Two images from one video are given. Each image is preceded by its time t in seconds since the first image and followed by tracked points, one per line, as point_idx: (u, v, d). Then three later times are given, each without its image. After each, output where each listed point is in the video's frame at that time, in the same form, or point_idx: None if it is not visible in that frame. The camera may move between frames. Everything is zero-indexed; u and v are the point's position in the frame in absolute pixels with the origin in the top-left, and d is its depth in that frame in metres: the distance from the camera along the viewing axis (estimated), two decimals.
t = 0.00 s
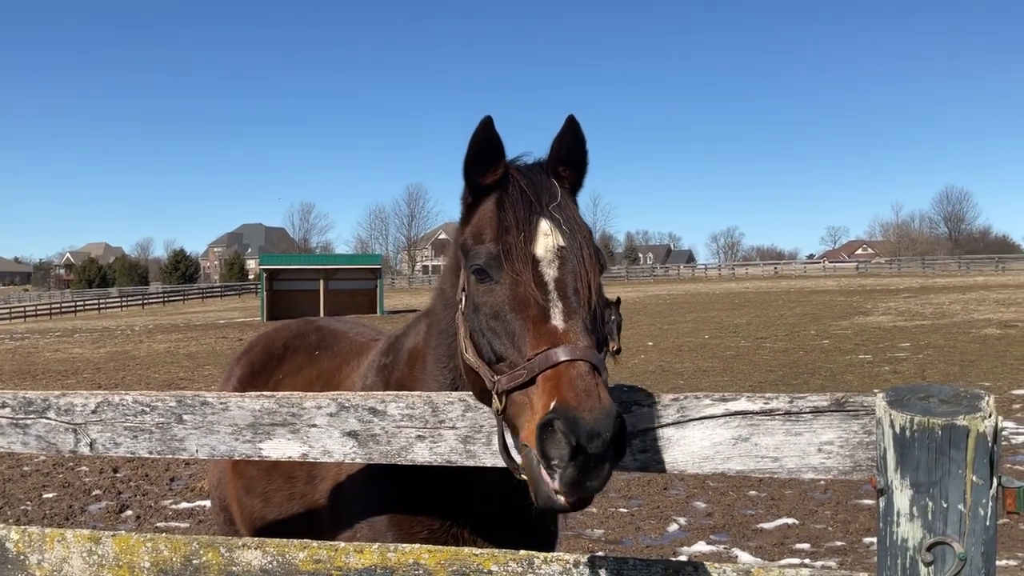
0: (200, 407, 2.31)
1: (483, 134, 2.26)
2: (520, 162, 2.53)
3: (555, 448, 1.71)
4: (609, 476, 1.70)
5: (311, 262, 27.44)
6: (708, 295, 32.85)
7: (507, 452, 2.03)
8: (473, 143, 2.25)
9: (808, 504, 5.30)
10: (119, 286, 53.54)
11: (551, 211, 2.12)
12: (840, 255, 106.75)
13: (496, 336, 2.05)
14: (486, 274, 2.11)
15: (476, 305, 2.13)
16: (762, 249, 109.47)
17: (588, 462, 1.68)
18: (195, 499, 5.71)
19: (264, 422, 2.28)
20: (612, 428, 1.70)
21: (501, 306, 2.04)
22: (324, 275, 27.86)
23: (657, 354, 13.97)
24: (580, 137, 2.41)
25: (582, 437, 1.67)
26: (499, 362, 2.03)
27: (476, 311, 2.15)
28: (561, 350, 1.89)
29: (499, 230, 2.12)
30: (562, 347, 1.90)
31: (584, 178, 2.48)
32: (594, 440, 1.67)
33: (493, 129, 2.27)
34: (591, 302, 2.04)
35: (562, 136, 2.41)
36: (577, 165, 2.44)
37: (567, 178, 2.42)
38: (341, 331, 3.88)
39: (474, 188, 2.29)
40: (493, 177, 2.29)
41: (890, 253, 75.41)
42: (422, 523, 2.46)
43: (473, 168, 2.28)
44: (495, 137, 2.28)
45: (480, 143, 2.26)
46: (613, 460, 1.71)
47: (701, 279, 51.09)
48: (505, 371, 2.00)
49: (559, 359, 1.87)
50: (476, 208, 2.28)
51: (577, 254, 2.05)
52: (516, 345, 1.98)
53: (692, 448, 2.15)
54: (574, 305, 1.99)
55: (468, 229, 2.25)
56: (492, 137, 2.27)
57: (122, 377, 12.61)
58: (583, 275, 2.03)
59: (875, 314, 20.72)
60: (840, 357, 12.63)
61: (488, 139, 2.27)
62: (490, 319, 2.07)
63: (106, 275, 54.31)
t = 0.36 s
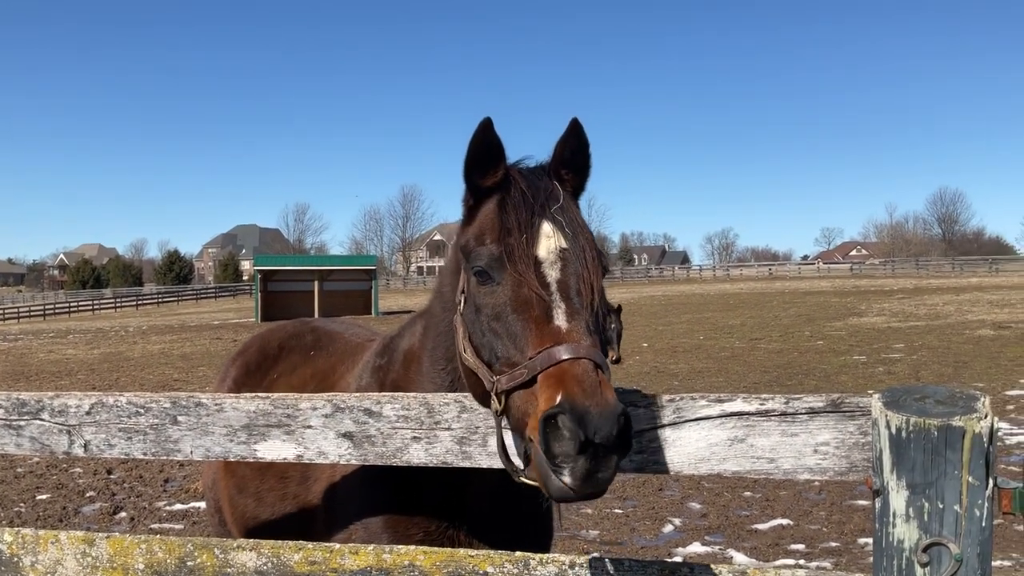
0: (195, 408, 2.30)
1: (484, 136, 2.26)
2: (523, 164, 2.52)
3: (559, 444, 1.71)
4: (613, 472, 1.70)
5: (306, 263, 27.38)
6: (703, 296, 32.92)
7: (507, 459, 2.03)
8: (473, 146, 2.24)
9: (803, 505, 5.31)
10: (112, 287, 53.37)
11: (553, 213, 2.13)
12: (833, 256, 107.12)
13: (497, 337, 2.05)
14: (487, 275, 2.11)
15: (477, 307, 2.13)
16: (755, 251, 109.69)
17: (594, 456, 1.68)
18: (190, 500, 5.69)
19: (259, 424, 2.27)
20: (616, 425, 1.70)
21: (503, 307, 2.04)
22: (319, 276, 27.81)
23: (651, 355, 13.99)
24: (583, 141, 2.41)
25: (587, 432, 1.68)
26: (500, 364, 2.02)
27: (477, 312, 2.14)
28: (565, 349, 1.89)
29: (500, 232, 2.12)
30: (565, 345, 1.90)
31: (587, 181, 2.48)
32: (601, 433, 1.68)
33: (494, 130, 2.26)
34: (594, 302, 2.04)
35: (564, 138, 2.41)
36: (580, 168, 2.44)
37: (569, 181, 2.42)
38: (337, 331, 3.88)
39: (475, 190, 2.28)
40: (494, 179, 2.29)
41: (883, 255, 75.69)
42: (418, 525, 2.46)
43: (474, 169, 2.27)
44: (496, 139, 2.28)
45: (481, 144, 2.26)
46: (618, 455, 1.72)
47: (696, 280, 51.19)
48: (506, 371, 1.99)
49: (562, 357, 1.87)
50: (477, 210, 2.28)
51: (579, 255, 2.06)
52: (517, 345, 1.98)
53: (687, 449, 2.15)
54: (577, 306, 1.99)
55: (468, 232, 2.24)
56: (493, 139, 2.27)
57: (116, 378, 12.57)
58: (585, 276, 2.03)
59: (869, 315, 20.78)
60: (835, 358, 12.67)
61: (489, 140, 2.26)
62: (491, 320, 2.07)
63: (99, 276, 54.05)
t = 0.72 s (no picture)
0: (193, 409, 2.30)
1: (490, 137, 2.26)
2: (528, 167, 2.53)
3: (577, 432, 1.70)
4: (634, 459, 1.69)
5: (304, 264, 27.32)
6: (700, 297, 32.97)
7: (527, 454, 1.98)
8: (480, 147, 2.24)
9: (801, 506, 5.32)
10: (109, 287, 53.31)
11: (562, 209, 2.14)
12: (830, 256, 107.38)
13: (509, 333, 2.04)
14: (498, 271, 2.10)
15: (488, 303, 2.12)
16: (752, 251, 109.88)
17: (613, 444, 1.68)
18: (187, 501, 5.68)
19: (257, 425, 2.27)
20: (633, 407, 1.70)
21: (515, 301, 2.03)
22: (317, 276, 27.77)
23: (649, 355, 14.01)
24: (589, 142, 2.42)
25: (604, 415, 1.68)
26: (514, 359, 2.02)
27: (488, 310, 2.13)
28: (579, 338, 1.90)
29: (509, 228, 2.12)
30: (579, 334, 1.90)
31: (592, 182, 2.49)
32: (619, 420, 1.68)
33: (500, 132, 2.26)
34: (605, 295, 2.05)
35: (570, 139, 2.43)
36: (585, 169, 2.45)
37: (575, 181, 2.43)
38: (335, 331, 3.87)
39: (481, 192, 2.28)
40: (500, 181, 2.29)
41: (880, 255, 75.84)
42: (419, 526, 2.46)
43: (481, 171, 2.27)
44: (502, 140, 2.28)
45: (488, 146, 2.26)
46: (635, 440, 1.72)
47: (694, 280, 51.21)
48: (521, 366, 1.99)
49: (576, 345, 1.88)
50: (485, 211, 2.27)
51: (588, 249, 2.06)
52: (530, 338, 1.97)
53: (686, 450, 2.15)
54: (590, 297, 1.99)
55: (477, 232, 2.24)
56: (499, 140, 2.27)
57: (114, 378, 12.56)
58: (596, 269, 2.04)
59: (866, 316, 20.80)
60: (832, 359, 12.70)
61: (494, 142, 2.26)
62: (503, 315, 2.06)
63: (96, 276, 53.90)
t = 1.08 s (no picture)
0: (193, 410, 2.29)
1: (495, 144, 2.25)
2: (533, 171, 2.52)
3: (588, 447, 1.70)
4: (644, 469, 1.70)
5: (304, 264, 27.31)
6: (699, 297, 32.99)
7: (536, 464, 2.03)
8: (485, 153, 2.23)
9: (800, 506, 5.32)
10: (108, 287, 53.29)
11: (568, 217, 2.13)
12: (829, 256, 107.44)
13: (517, 342, 2.04)
14: (505, 280, 2.10)
15: (495, 312, 2.12)
16: (751, 251, 109.99)
17: (624, 456, 1.68)
18: (187, 501, 5.68)
19: (257, 425, 2.27)
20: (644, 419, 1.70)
21: (522, 312, 2.03)
22: (316, 276, 27.77)
23: (649, 355, 14.02)
24: (593, 147, 2.41)
25: (615, 429, 1.68)
26: (522, 369, 2.01)
27: (495, 319, 2.13)
28: (589, 349, 1.89)
29: (515, 237, 2.11)
30: (588, 346, 1.90)
31: (597, 186, 2.48)
32: (630, 433, 1.67)
33: (505, 137, 2.25)
34: (612, 304, 2.05)
35: (575, 145, 2.42)
36: (590, 174, 2.44)
37: (580, 187, 2.42)
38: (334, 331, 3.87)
39: (486, 198, 2.27)
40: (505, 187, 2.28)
41: (879, 255, 75.84)
42: (421, 526, 2.46)
43: (486, 176, 2.26)
44: (507, 146, 2.27)
45: (493, 151, 2.25)
46: (646, 451, 1.72)
47: (693, 280, 51.19)
48: (530, 377, 1.98)
49: (586, 358, 1.87)
50: (491, 218, 2.27)
51: (595, 258, 2.06)
52: (538, 349, 1.97)
53: (686, 450, 2.15)
54: (597, 307, 1.99)
55: (482, 240, 2.23)
56: (505, 146, 2.26)
57: (114, 378, 12.57)
58: (603, 278, 2.04)
59: (866, 316, 20.78)
60: (832, 358, 12.70)
61: (500, 148, 2.25)
62: (510, 326, 2.06)
63: (96, 276, 53.86)
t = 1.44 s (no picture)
0: (193, 408, 2.30)
1: (497, 143, 2.24)
2: (535, 170, 2.50)
3: (581, 455, 1.70)
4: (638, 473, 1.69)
5: (306, 263, 27.30)
6: (701, 296, 32.94)
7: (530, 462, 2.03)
8: (486, 152, 2.23)
9: (801, 505, 5.31)
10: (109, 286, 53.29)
11: (567, 219, 2.12)
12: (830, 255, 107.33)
13: (513, 344, 2.04)
14: (502, 282, 2.09)
15: (492, 314, 2.12)
16: (753, 250, 109.86)
17: (619, 460, 1.66)
18: (188, 500, 5.69)
19: (257, 423, 2.27)
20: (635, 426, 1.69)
21: (519, 314, 2.03)
22: (317, 275, 27.77)
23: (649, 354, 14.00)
24: (595, 148, 2.39)
25: (608, 438, 1.66)
26: (518, 370, 2.01)
27: (492, 320, 2.13)
28: (583, 353, 1.89)
29: (514, 238, 2.11)
30: (582, 351, 1.90)
31: (599, 187, 2.46)
32: (619, 436, 1.67)
33: (508, 137, 2.25)
34: (609, 308, 2.04)
35: (576, 144, 2.40)
36: (592, 174, 2.42)
37: (581, 187, 2.40)
38: (334, 331, 3.87)
39: (487, 197, 2.27)
40: (506, 186, 2.28)
41: (881, 254, 75.73)
42: (420, 525, 2.46)
43: (487, 175, 2.26)
44: (510, 145, 2.26)
45: (496, 150, 2.25)
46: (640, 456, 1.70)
47: (694, 279, 51.14)
48: (525, 380, 1.98)
49: (579, 363, 1.87)
50: (491, 217, 2.26)
51: (592, 261, 2.05)
52: (534, 352, 1.97)
53: (688, 448, 2.15)
54: (593, 311, 1.99)
55: (482, 239, 2.23)
56: (507, 146, 2.26)
57: (114, 377, 12.56)
58: (600, 282, 2.03)
59: (867, 314, 20.73)
60: (833, 357, 12.66)
61: (502, 148, 2.25)
62: (507, 327, 2.06)
63: (97, 275, 53.88)
